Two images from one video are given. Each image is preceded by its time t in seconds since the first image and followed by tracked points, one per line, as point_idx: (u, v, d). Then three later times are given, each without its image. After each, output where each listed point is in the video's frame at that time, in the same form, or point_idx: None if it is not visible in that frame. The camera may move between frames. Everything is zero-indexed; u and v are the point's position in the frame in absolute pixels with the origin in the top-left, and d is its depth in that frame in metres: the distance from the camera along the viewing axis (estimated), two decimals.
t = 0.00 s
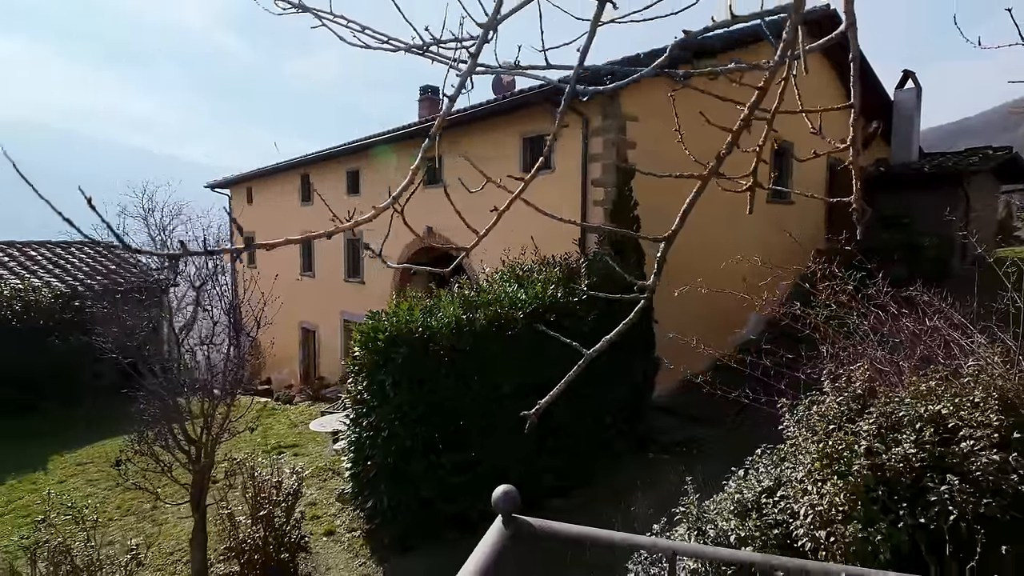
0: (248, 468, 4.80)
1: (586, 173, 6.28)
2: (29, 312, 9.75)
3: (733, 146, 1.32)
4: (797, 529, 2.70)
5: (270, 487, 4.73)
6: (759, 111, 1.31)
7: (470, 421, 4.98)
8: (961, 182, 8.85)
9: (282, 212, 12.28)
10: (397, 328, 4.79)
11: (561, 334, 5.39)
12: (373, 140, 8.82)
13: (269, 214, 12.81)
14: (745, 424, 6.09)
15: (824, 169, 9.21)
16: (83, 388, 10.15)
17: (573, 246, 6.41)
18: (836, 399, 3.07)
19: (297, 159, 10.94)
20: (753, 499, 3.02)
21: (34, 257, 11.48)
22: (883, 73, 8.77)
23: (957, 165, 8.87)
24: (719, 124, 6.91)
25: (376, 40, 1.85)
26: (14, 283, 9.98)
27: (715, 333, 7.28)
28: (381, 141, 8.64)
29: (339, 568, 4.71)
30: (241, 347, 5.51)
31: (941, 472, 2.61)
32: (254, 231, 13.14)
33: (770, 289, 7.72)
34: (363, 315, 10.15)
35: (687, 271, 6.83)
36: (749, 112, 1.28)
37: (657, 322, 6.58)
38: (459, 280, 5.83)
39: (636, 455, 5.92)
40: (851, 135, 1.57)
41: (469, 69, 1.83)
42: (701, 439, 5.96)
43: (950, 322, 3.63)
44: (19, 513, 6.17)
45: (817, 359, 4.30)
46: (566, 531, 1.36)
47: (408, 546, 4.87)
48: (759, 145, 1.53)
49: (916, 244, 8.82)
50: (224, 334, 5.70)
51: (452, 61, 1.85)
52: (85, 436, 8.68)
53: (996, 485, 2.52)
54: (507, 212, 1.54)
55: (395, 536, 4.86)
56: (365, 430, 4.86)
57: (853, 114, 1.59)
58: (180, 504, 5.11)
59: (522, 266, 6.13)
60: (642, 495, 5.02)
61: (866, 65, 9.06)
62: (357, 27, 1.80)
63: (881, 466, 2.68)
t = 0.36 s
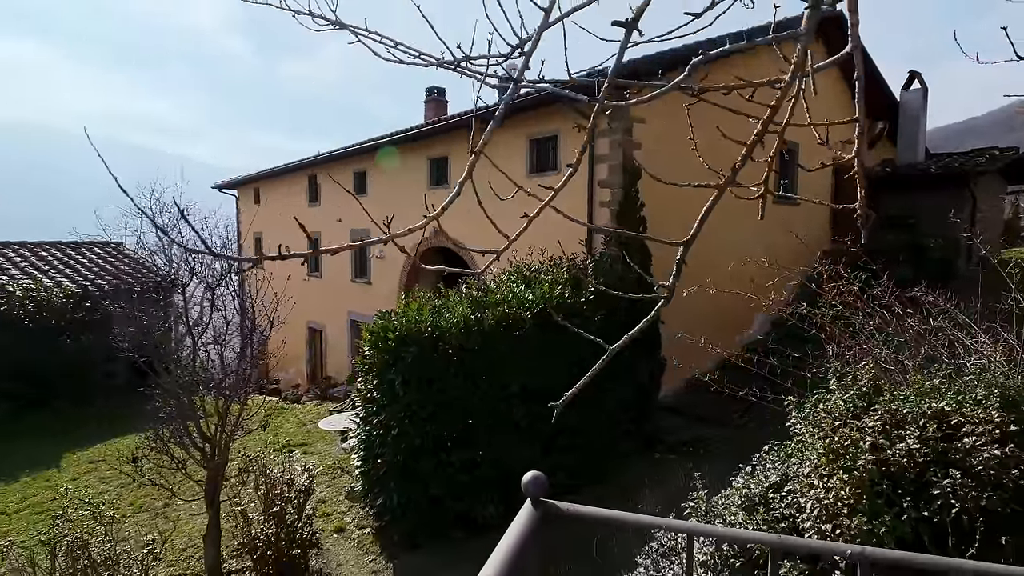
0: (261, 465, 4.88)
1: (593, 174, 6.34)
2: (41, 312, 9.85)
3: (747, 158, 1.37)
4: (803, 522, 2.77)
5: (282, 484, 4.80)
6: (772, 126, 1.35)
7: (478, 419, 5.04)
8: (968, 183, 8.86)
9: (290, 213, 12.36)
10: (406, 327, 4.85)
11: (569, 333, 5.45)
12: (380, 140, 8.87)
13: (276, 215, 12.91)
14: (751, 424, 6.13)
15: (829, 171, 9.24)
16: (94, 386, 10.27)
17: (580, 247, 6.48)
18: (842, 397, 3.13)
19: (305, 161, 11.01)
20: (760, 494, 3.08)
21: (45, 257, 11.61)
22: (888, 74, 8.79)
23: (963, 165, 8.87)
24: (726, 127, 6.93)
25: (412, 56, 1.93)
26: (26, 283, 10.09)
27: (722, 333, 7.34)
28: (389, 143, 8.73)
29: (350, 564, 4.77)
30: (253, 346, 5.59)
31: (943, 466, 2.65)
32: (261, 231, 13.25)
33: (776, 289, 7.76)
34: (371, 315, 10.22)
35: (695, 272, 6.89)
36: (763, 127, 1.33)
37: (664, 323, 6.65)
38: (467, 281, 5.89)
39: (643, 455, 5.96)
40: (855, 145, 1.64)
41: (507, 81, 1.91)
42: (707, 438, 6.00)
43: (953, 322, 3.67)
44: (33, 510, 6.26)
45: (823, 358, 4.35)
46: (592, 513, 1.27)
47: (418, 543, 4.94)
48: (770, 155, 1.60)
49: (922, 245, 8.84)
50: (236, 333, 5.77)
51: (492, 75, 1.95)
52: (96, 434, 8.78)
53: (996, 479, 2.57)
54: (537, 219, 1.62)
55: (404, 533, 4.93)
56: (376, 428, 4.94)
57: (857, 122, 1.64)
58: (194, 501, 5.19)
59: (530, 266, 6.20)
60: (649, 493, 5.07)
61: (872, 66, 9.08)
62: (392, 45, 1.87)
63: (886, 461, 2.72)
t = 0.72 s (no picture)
0: (272, 463, 4.95)
1: (599, 177, 6.37)
2: (52, 312, 9.93)
3: (753, 172, 1.39)
4: (807, 520, 2.78)
5: (292, 483, 4.87)
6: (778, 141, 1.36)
7: (485, 420, 5.08)
8: (975, 184, 8.86)
9: (297, 214, 12.42)
10: (415, 328, 4.90)
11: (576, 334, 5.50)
12: (387, 142, 8.92)
13: (283, 216, 13.00)
14: (757, 425, 6.16)
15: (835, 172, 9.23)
16: (104, 386, 10.38)
17: (587, 249, 6.51)
18: (845, 398, 3.16)
19: (312, 162, 11.06)
20: (765, 493, 3.10)
21: (56, 257, 11.74)
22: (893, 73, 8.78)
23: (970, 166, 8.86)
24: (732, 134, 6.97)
25: (432, 72, 1.99)
26: (38, 283, 10.20)
27: (728, 334, 7.34)
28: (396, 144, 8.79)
29: (359, 563, 4.83)
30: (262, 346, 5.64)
31: (945, 466, 2.69)
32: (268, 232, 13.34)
33: (782, 291, 7.77)
34: (378, 316, 10.27)
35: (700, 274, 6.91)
36: (768, 143, 1.34)
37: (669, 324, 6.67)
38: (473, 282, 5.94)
39: (649, 455, 5.98)
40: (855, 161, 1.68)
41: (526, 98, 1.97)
42: (713, 439, 6.02)
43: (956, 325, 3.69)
44: (46, 508, 6.35)
45: (827, 359, 4.37)
46: (603, 507, 1.31)
47: (425, 542, 4.99)
48: (774, 169, 1.62)
49: (928, 246, 8.83)
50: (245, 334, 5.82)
51: (512, 92, 2.01)
52: (106, 434, 8.88)
53: (998, 479, 2.59)
54: (555, 230, 1.66)
55: (412, 532, 4.98)
56: (384, 428, 5.00)
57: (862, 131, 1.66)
58: (205, 499, 5.26)
59: (537, 267, 6.24)
60: (654, 494, 5.11)
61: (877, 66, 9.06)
62: (414, 61, 1.93)
63: (889, 461, 2.75)
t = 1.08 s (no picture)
0: (280, 461, 5.02)
1: (605, 178, 6.39)
2: (62, 312, 10.03)
3: (745, 179, 1.41)
4: (806, 516, 2.82)
5: (300, 481, 4.94)
6: (769, 149, 1.37)
7: (491, 419, 5.13)
8: (982, 185, 8.86)
9: (304, 215, 12.52)
10: (421, 328, 4.96)
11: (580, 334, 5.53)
12: (394, 143, 8.99)
13: (290, 217, 13.10)
14: (761, 425, 6.18)
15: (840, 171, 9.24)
16: (114, 385, 10.50)
17: (592, 251, 6.55)
18: (846, 397, 3.20)
19: (319, 163, 11.14)
20: (767, 490, 3.11)
21: (66, 258, 11.87)
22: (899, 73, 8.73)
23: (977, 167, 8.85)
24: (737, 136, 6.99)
25: (442, 82, 2.06)
26: (49, 283, 10.31)
27: (731, 335, 7.35)
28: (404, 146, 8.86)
29: (366, 560, 4.88)
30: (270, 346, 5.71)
31: (942, 463, 2.69)
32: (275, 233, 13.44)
33: (784, 292, 7.79)
34: (385, 317, 10.34)
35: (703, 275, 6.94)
36: (759, 153, 1.36)
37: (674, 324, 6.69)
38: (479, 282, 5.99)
39: (654, 455, 6.01)
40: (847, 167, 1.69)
41: (531, 107, 2.05)
42: (717, 439, 6.05)
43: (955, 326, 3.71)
44: (58, 506, 6.43)
45: (829, 359, 4.39)
46: (603, 498, 1.37)
47: (432, 540, 5.04)
48: (767, 175, 1.64)
49: (934, 247, 8.81)
50: (254, 334, 5.89)
51: (518, 102, 2.09)
52: (116, 433, 8.98)
53: (993, 476, 2.60)
54: (555, 234, 1.69)
55: (419, 530, 5.03)
56: (391, 428, 5.06)
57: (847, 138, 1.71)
58: (215, 497, 5.33)
59: (542, 268, 6.29)
60: (659, 493, 5.14)
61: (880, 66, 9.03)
62: (424, 72, 1.99)
63: (886, 459, 2.78)
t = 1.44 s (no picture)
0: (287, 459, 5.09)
1: (609, 179, 6.43)
2: (72, 312, 10.14)
3: (727, 183, 1.44)
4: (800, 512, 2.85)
5: (306, 478, 5.00)
6: (748, 156, 1.39)
7: (496, 419, 5.18)
8: (988, 185, 8.83)
9: (311, 216, 12.62)
10: (426, 328, 5.02)
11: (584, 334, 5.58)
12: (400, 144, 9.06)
13: (296, 218, 13.21)
14: (764, 425, 6.20)
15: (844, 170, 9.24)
16: (123, 384, 10.62)
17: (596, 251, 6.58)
18: (842, 395, 3.26)
19: (326, 164, 11.23)
20: (764, 486, 3.17)
21: (76, 259, 12.00)
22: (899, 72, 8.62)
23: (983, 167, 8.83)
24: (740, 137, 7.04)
25: (442, 88, 2.07)
26: (59, 283, 10.43)
27: (732, 335, 7.38)
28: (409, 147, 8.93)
29: (372, 558, 4.94)
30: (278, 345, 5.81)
31: (933, 459, 2.72)
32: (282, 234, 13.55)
33: (785, 293, 7.80)
34: (390, 317, 10.41)
35: (701, 276, 6.96)
36: (737, 159, 1.40)
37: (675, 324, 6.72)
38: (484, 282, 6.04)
39: (658, 455, 6.03)
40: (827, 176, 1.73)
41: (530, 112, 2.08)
42: (721, 439, 6.07)
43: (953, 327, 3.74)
44: (68, 503, 6.52)
45: (828, 358, 4.42)
46: (596, 487, 1.41)
47: (437, 537, 5.08)
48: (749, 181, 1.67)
49: (939, 247, 8.76)
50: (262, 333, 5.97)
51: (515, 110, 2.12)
52: (124, 432, 9.08)
53: (982, 472, 2.62)
54: (549, 236, 1.74)
55: (423, 528, 5.09)
56: (396, 426, 5.12)
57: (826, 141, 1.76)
58: (223, 494, 5.41)
59: (547, 269, 6.33)
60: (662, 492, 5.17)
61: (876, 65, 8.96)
62: (424, 79, 1.99)
63: (879, 455, 2.83)
